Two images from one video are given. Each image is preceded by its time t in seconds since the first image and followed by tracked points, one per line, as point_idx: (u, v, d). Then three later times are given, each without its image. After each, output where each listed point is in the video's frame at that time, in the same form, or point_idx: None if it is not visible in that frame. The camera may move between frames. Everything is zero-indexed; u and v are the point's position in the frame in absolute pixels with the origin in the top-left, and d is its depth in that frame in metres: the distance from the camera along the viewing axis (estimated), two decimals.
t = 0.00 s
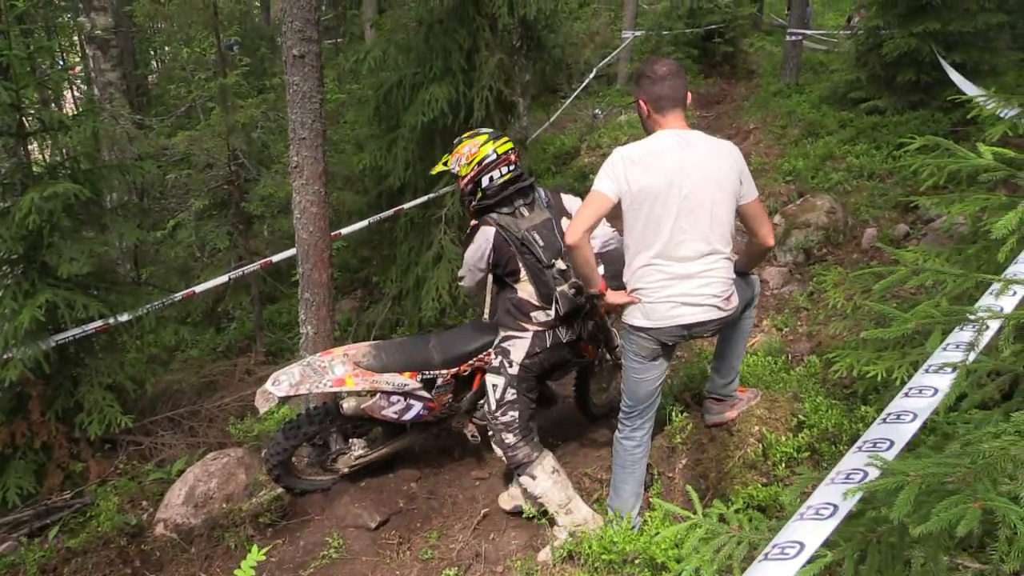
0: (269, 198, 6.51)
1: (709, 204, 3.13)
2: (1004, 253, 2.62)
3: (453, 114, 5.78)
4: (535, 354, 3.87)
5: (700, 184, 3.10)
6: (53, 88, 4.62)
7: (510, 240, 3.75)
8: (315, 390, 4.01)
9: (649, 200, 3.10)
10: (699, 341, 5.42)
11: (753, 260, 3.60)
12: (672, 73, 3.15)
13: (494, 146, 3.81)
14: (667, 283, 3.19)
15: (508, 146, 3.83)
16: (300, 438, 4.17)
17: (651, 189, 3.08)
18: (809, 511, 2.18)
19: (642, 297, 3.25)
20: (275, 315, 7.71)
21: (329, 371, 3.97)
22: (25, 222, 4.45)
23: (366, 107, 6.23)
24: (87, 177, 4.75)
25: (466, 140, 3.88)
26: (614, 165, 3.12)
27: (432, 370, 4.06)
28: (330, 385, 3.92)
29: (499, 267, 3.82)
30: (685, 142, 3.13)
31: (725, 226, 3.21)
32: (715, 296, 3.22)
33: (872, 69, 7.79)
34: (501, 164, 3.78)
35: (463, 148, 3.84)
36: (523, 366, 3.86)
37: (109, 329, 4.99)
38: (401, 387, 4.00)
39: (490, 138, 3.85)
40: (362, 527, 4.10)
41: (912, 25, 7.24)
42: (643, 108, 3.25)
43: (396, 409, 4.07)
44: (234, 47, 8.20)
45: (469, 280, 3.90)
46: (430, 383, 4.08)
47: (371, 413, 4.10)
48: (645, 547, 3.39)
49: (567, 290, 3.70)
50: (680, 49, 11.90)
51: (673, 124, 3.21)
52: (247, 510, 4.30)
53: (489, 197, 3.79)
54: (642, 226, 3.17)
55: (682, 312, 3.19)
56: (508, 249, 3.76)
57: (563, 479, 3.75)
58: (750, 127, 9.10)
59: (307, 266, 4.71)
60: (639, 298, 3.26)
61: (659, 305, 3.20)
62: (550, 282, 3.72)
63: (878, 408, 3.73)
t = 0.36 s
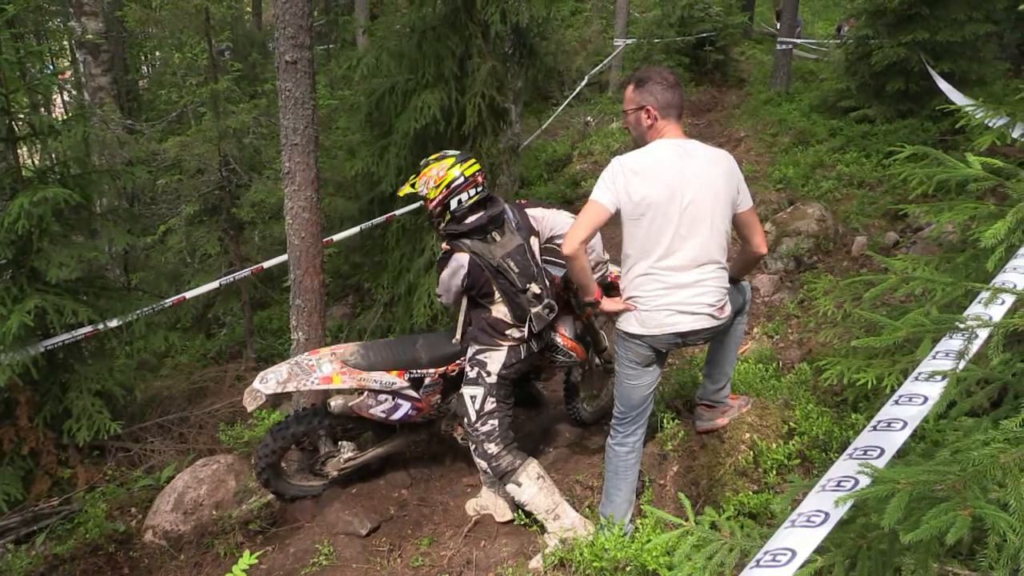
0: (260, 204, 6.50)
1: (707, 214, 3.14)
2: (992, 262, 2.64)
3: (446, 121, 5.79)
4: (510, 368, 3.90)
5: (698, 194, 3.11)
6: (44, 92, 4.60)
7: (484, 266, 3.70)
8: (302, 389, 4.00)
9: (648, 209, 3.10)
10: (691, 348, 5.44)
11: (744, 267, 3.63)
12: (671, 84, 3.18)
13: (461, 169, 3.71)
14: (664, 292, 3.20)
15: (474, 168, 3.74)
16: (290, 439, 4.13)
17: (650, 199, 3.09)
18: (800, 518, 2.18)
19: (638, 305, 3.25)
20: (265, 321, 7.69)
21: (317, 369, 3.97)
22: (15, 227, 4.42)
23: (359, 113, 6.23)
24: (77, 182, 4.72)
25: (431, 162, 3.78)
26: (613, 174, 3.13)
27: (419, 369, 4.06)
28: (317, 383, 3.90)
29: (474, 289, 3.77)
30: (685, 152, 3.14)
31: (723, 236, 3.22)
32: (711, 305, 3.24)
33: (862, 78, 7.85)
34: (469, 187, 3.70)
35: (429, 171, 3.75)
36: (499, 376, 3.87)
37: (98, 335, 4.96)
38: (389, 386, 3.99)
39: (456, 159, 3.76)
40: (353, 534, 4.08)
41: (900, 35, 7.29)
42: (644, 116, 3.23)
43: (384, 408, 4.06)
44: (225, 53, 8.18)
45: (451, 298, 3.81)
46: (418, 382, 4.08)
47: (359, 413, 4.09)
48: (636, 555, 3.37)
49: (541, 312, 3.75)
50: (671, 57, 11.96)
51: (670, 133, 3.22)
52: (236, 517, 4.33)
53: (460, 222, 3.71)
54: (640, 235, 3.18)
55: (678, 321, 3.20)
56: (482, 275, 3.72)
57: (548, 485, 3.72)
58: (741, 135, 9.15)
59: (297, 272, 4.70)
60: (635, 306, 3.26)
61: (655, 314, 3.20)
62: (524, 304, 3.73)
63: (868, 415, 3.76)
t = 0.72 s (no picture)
0: (265, 208, 6.52)
1: (715, 221, 3.14)
2: (998, 266, 2.63)
3: (451, 125, 5.80)
4: (509, 365, 3.82)
5: (707, 202, 3.10)
6: (51, 97, 4.61)
7: (471, 264, 3.66)
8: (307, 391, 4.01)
9: (659, 218, 3.09)
10: (696, 353, 5.43)
11: (748, 271, 3.64)
12: (682, 90, 3.17)
13: (431, 176, 3.72)
14: (672, 299, 3.19)
15: (443, 174, 3.75)
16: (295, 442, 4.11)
17: (661, 208, 3.08)
18: (805, 522, 2.16)
19: (645, 312, 3.25)
20: (270, 325, 7.70)
21: (322, 369, 3.98)
22: (22, 231, 4.43)
23: (364, 117, 6.24)
24: (83, 186, 4.73)
25: (402, 177, 3.77)
26: (623, 182, 3.10)
27: (424, 371, 4.05)
28: (322, 384, 3.91)
29: (466, 290, 3.72)
30: (694, 160, 3.13)
31: (731, 243, 3.23)
32: (717, 312, 3.25)
33: (867, 83, 7.85)
34: (445, 192, 3.68)
35: (401, 185, 3.72)
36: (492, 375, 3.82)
37: (103, 339, 4.96)
38: (393, 387, 4.03)
39: (425, 170, 3.75)
40: (357, 539, 4.08)
41: (905, 40, 7.30)
42: (655, 122, 3.21)
43: (388, 410, 4.08)
44: (231, 58, 8.21)
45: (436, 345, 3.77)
46: (421, 384, 4.10)
47: (363, 414, 4.09)
48: (641, 559, 3.34)
49: (535, 299, 3.68)
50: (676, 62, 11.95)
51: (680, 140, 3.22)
52: (241, 521, 4.32)
53: (439, 227, 3.68)
54: (649, 242, 3.16)
55: (686, 328, 3.21)
56: (471, 273, 3.67)
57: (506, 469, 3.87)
58: (746, 139, 9.15)
59: (303, 276, 4.71)
60: (643, 313, 3.25)
61: (663, 321, 3.20)
62: (517, 294, 3.68)
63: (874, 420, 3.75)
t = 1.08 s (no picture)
0: (270, 209, 6.54)
1: (722, 223, 3.14)
2: (1002, 269, 2.62)
3: (456, 126, 5.80)
4: (508, 387, 3.79)
5: (716, 203, 3.10)
6: (58, 98, 4.64)
7: (457, 291, 3.63)
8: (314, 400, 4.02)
9: (670, 219, 3.08)
10: (700, 354, 5.42)
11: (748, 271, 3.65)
12: (691, 92, 3.18)
13: (421, 203, 3.63)
14: (681, 299, 3.18)
15: (434, 200, 3.65)
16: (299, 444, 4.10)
17: (673, 209, 3.06)
18: (806, 524, 2.14)
19: (654, 313, 3.22)
20: (275, 326, 7.72)
21: (329, 378, 4.02)
22: (28, 231, 4.45)
23: (369, 118, 6.25)
24: (89, 187, 4.76)
25: (395, 202, 3.69)
26: (635, 182, 3.06)
27: (431, 379, 4.16)
28: (328, 394, 3.93)
29: (457, 316, 3.71)
30: (702, 161, 3.11)
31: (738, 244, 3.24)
32: (723, 312, 3.25)
33: (873, 84, 7.82)
34: (435, 221, 3.60)
35: (394, 211, 3.65)
36: (489, 399, 3.78)
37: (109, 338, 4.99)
38: (399, 395, 4.04)
39: (417, 196, 3.66)
40: (361, 539, 4.08)
41: (912, 41, 7.27)
42: (668, 121, 3.19)
43: (395, 418, 4.03)
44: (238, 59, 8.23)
45: (412, 367, 3.71)
46: (428, 392, 4.17)
47: (369, 423, 4.03)
48: (644, 560, 3.33)
49: (525, 320, 3.66)
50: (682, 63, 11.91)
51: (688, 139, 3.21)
52: (245, 520, 4.33)
53: (428, 255, 3.62)
54: (658, 243, 3.14)
55: (693, 329, 3.20)
56: (458, 300, 3.65)
57: (471, 503, 3.78)
58: (751, 140, 9.13)
59: (307, 277, 4.72)
60: (651, 314, 3.23)
61: (672, 322, 3.19)
62: (506, 318, 3.65)
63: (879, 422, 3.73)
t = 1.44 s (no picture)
0: (274, 208, 6.55)
1: (728, 223, 3.12)
2: (1005, 269, 2.61)
3: (460, 124, 5.81)
4: (518, 382, 3.80)
5: (722, 204, 3.09)
6: (63, 96, 4.65)
7: (470, 280, 3.66)
8: (319, 399, 4.02)
9: (675, 219, 3.07)
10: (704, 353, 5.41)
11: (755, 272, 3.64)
12: (686, 89, 3.15)
13: (437, 196, 3.68)
14: (686, 299, 3.17)
15: (451, 193, 3.70)
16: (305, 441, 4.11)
17: (677, 209, 3.05)
18: (808, 525, 2.12)
19: (658, 313, 3.22)
20: (279, 324, 7.73)
21: (335, 376, 4.02)
22: (33, 229, 4.47)
23: (373, 117, 6.25)
24: (94, 185, 4.77)
25: (411, 195, 3.77)
26: (639, 183, 3.06)
27: (437, 379, 4.06)
28: (335, 393, 3.93)
29: (469, 308, 3.72)
30: (707, 162, 3.10)
31: (745, 245, 3.22)
32: (729, 313, 3.24)
33: (879, 83, 7.80)
34: (449, 212, 3.64)
35: (410, 203, 3.73)
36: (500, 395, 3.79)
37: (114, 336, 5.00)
38: (404, 394, 3.99)
39: (434, 189, 3.73)
40: (365, 537, 4.08)
41: (918, 39, 7.23)
42: (664, 125, 3.19)
43: (401, 417, 4.03)
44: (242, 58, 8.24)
45: (419, 356, 3.71)
46: (434, 391, 4.07)
47: (375, 422, 4.04)
48: (648, 560, 3.32)
49: (536, 312, 3.68)
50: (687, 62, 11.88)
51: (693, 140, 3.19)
52: (249, 518, 4.34)
53: (442, 246, 3.65)
54: (663, 243, 3.14)
55: (698, 329, 3.19)
56: (471, 290, 3.67)
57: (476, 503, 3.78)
58: (756, 139, 9.11)
59: (311, 275, 4.73)
60: (655, 314, 3.23)
61: (676, 322, 3.18)
62: (517, 308, 3.68)
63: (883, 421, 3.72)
